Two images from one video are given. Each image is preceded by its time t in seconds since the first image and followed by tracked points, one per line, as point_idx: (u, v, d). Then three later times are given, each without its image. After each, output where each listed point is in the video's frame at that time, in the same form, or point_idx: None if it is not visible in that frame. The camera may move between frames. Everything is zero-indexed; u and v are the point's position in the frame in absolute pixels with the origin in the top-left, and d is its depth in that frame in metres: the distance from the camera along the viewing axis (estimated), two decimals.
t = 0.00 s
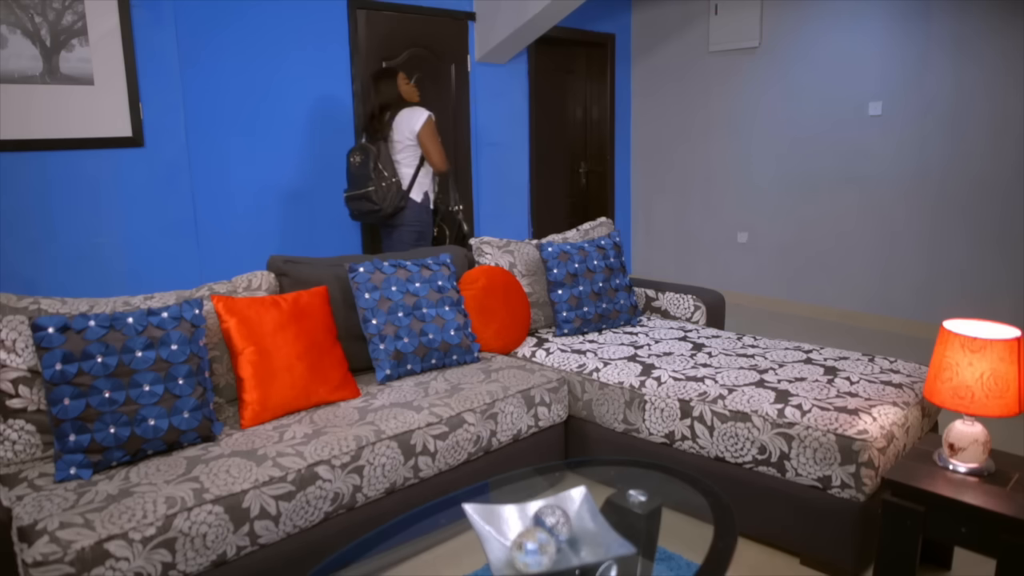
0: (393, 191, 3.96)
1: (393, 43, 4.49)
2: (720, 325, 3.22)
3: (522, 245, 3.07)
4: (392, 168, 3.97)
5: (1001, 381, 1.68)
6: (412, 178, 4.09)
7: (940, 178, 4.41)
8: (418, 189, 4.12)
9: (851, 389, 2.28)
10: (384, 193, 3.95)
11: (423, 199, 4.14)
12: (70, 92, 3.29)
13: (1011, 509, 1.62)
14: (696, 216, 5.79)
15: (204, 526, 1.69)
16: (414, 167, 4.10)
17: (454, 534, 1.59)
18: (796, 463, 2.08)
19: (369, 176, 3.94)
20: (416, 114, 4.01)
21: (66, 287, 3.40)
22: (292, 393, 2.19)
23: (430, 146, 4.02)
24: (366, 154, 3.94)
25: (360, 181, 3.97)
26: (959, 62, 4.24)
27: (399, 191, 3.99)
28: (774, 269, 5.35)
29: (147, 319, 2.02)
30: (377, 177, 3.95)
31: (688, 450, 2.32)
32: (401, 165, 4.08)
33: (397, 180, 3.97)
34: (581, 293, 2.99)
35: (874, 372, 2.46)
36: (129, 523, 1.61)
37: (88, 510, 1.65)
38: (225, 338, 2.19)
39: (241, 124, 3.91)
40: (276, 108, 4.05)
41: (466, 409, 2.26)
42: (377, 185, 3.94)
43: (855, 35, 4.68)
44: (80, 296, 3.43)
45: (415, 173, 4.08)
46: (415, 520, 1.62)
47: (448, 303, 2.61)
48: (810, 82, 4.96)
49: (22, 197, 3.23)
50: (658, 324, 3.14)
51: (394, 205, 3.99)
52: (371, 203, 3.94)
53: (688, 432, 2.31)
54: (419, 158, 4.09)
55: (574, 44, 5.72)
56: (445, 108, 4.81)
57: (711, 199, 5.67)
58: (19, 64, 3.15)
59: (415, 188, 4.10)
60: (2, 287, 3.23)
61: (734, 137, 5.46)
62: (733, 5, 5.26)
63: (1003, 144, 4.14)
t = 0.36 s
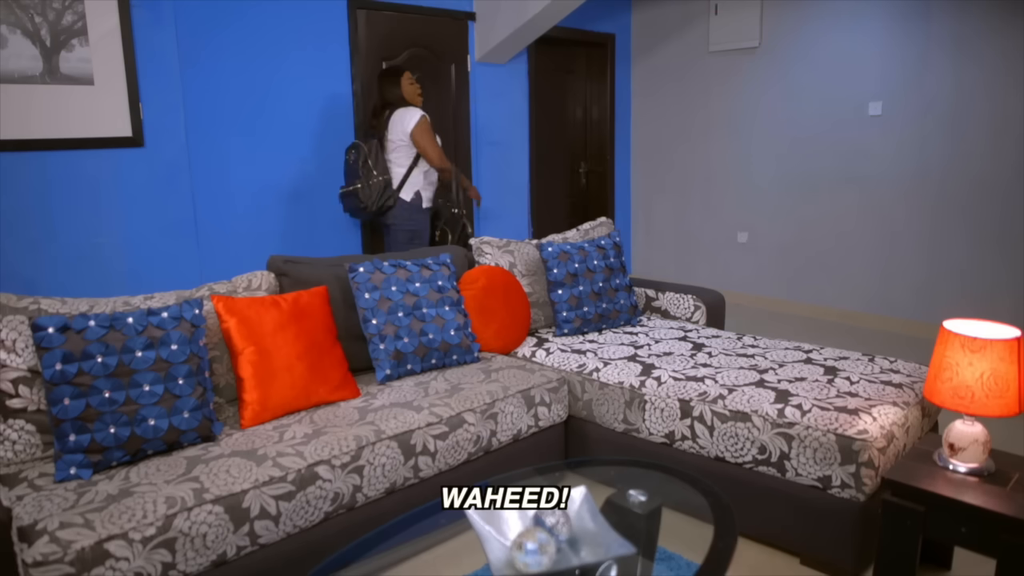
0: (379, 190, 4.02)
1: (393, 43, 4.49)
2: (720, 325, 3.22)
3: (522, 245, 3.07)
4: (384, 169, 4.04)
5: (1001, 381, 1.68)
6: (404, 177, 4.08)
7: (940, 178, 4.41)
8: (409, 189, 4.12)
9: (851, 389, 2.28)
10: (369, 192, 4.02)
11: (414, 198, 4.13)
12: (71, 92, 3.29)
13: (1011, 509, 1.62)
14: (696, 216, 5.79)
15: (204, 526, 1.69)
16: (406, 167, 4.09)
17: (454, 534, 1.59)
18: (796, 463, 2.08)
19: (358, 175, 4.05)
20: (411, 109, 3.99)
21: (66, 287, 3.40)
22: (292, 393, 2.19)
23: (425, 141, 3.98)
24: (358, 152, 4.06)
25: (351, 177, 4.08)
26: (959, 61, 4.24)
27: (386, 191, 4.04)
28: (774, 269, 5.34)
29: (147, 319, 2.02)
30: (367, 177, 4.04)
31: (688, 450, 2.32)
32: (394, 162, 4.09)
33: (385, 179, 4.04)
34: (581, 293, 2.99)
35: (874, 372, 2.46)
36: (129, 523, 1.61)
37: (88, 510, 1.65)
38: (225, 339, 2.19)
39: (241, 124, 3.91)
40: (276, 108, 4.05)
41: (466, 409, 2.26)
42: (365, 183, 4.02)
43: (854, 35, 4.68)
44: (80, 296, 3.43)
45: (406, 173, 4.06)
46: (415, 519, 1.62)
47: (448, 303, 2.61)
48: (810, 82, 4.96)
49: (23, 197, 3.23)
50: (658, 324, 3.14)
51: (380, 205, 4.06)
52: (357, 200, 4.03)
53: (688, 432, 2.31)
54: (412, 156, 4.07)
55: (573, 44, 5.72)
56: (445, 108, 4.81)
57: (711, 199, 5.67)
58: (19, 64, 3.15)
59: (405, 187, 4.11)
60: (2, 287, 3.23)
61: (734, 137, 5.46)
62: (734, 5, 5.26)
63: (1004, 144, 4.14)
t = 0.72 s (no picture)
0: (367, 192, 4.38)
1: (393, 43, 4.49)
2: (720, 325, 3.22)
3: (522, 245, 3.07)
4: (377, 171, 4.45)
5: (1001, 381, 1.68)
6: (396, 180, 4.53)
7: (940, 178, 4.41)
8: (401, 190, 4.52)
9: (851, 389, 2.28)
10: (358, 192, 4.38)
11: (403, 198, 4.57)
12: (71, 92, 3.29)
13: (1011, 509, 1.62)
14: (696, 216, 5.79)
15: (204, 526, 1.69)
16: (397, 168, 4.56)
17: (454, 534, 1.59)
18: (796, 463, 2.08)
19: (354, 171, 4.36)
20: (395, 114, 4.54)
21: (66, 287, 3.40)
22: (292, 393, 2.19)
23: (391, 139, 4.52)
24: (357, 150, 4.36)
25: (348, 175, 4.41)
26: (959, 61, 4.24)
27: (376, 192, 4.44)
28: (774, 269, 5.34)
29: (147, 319, 2.02)
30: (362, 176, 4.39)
31: (688, 450, 2.32)
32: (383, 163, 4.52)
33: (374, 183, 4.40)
34: (581, 293, 2.99)
35: (874, 372, 2.45)
36: (129, 523, 1.61)
37: (88, 510, 1.65)
38: (225, 339, 2.19)
39: (241, 124, 3.91)
40: (276, 108, 4.05)
41: (466, 409, 2.26)
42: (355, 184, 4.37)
43: (855, 35, 4.68)
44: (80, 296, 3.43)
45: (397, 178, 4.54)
46: (415, 518, 1.62)
47: (448, 303, 2.61)
48: (810, 82, 4.96)
49: (22, 197, 3.23)
50: (658, 324, 3.14)
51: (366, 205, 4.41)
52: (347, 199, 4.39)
53: (688, 432, 2.31)
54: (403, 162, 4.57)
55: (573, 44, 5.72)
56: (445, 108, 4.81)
57: (711, 199, 5.67)
58: (19, 64, 3.15)
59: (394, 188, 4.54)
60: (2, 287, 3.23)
61: (734, 136, 5.46)
62: (733, 5, 5.26)
63: (1004, 144, 4.14)
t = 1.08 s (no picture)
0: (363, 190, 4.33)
1: (393, 43, 4.49)
2: (720, 325, 3.22)
3: (522, 245, 3.07)
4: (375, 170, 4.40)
5: (1001, 382, 1.68)
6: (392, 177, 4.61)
7: (940, 178, 4.41)
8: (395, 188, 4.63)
9: (851, 389, 2.28)
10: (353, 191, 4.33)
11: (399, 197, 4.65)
12: (71, 92, 3.29)
13: (1010, 509, 1.62)
14: (696, 216, 5.79)
15: (204, 526, 1.69)
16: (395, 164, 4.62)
17: (454, 534, 1.59)
18: (796, 463, 2.08)
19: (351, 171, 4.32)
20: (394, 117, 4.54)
21: (66, 287, 3.40)
22: (292, 393, 2.19)
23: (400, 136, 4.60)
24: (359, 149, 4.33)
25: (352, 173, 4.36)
26: (959, 61, 4.24)
27: (371, 192, 4.36)
28: (775, 269, 5.34)
29: (147, 319, 2.02)
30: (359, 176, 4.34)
31: (688, 450, 2.32)
32: (384, 160, 4.59)
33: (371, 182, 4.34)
34: (581, 292, 2.99)
35: (874, 372, 2.45)
36: (129, 523, 1.61)
37: (88, 510, 1.65)
38: (225, 338, 2.19)
39: (241, 124, 3.91)
40: (277, 109, 4.05)
41: (466, 409, 2.26)
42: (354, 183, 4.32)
43: (855, 35, 4.68)
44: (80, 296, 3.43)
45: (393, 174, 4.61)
46: (416, 518, 1.62)
47: (448, 303, 2.61)
48: (810, 82, 4.96)
49: (22, 197, 3.23)
50: (658, 324, 3.14)
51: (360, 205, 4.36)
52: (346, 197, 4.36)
53: (688, 432, 2.31)
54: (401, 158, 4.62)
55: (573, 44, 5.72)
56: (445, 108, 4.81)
57: (711, 199, 5.67)
58: (19, 64, 3.15)
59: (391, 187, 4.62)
60: (2, 287, 3.23)
61: (734, 136, 5.46)
62: (733, 5, 5.26)
63: (1004, 144, 4.14)
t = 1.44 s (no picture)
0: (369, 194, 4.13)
1: (393, 43, 4.49)
2: (720, 325, 3.22)
3: (522, 245, 3.07)
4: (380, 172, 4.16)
5: (1001, 382, 1.68)
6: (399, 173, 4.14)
7: (940, 178, 4.41)
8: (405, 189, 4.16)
9: (851, 389, 2.28)
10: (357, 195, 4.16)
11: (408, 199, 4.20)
12: (71, 92, 3.29)
13: (1011, 509, 1.62)
14: (696, 217, 5.79)
15: (204, 526, 1.69)
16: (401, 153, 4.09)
17: (454, 534, 1.59)
18: (796, 463, 2.08)
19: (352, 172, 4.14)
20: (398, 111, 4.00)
21: (66, 287, 3.40)
22: (292, 393, 2.19)
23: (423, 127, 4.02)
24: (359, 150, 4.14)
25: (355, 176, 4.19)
26: (959, 61, 4.24)
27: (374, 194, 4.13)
28: (775, 270, 5.34)
29: (147, 319, 2.02)
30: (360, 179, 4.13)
31: (688, 450, 2.32)
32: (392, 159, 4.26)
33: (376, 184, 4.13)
34: (581, 292, 2.99)
35: (874, 372, 2.45)
36: (129, 523, 1.61)
37: (88, 510, 1.65)
38: (226, 339, 2.19)
39: (240, 123, 3.91)
40: (277, 109, 4.05)
41: (466, 409, 2.26)
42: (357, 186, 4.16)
43: (855, 35, 4.68)
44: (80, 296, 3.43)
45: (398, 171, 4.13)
46: (416, 518, 1.63)
47: (448, 303, 2.61)
48: (810, 82, 4.96)
49: (22, 197, 3.23)
50: (658, 324, 3.14)
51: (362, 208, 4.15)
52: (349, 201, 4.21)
53: (688, 432, 2.31)
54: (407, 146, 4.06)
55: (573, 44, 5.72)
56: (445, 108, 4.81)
57: (711, 199, 5.67)
58: (19, 64, 3.15)
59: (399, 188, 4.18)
60: (2, 287, 3.23)
61: (734, 136, 5.46)
62: (734, 5, 5.26)
63: (1004, 144, 4.14)
